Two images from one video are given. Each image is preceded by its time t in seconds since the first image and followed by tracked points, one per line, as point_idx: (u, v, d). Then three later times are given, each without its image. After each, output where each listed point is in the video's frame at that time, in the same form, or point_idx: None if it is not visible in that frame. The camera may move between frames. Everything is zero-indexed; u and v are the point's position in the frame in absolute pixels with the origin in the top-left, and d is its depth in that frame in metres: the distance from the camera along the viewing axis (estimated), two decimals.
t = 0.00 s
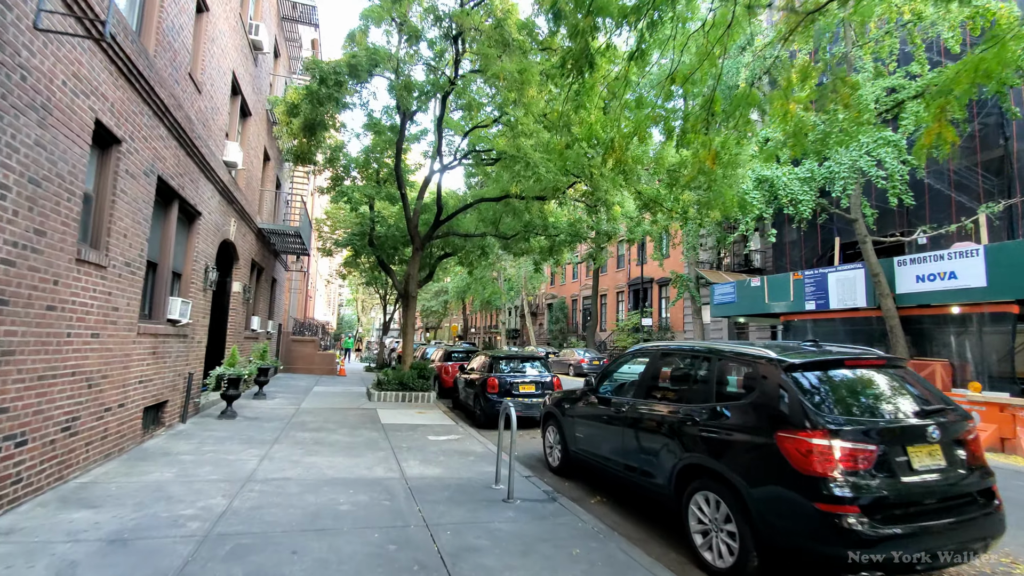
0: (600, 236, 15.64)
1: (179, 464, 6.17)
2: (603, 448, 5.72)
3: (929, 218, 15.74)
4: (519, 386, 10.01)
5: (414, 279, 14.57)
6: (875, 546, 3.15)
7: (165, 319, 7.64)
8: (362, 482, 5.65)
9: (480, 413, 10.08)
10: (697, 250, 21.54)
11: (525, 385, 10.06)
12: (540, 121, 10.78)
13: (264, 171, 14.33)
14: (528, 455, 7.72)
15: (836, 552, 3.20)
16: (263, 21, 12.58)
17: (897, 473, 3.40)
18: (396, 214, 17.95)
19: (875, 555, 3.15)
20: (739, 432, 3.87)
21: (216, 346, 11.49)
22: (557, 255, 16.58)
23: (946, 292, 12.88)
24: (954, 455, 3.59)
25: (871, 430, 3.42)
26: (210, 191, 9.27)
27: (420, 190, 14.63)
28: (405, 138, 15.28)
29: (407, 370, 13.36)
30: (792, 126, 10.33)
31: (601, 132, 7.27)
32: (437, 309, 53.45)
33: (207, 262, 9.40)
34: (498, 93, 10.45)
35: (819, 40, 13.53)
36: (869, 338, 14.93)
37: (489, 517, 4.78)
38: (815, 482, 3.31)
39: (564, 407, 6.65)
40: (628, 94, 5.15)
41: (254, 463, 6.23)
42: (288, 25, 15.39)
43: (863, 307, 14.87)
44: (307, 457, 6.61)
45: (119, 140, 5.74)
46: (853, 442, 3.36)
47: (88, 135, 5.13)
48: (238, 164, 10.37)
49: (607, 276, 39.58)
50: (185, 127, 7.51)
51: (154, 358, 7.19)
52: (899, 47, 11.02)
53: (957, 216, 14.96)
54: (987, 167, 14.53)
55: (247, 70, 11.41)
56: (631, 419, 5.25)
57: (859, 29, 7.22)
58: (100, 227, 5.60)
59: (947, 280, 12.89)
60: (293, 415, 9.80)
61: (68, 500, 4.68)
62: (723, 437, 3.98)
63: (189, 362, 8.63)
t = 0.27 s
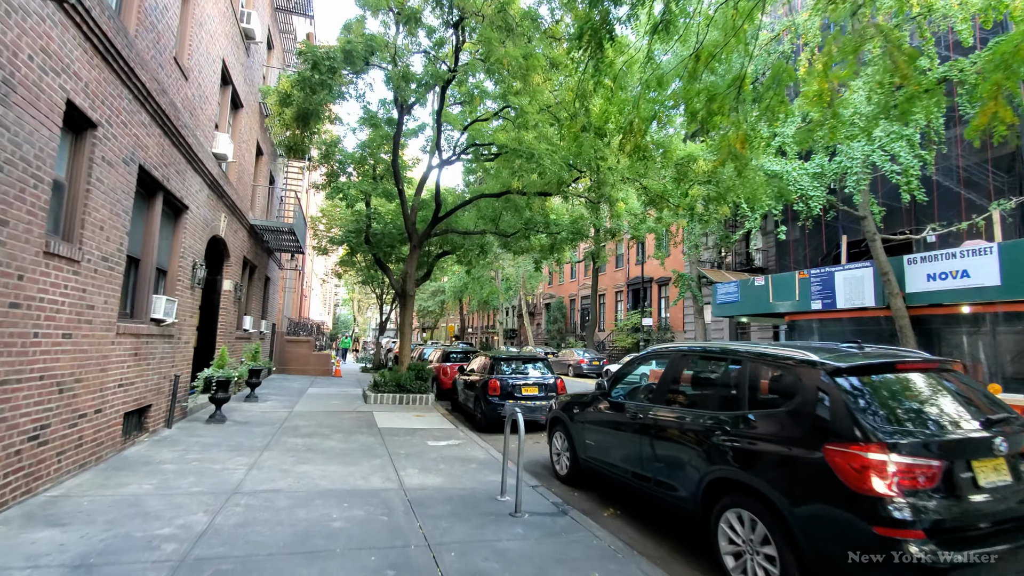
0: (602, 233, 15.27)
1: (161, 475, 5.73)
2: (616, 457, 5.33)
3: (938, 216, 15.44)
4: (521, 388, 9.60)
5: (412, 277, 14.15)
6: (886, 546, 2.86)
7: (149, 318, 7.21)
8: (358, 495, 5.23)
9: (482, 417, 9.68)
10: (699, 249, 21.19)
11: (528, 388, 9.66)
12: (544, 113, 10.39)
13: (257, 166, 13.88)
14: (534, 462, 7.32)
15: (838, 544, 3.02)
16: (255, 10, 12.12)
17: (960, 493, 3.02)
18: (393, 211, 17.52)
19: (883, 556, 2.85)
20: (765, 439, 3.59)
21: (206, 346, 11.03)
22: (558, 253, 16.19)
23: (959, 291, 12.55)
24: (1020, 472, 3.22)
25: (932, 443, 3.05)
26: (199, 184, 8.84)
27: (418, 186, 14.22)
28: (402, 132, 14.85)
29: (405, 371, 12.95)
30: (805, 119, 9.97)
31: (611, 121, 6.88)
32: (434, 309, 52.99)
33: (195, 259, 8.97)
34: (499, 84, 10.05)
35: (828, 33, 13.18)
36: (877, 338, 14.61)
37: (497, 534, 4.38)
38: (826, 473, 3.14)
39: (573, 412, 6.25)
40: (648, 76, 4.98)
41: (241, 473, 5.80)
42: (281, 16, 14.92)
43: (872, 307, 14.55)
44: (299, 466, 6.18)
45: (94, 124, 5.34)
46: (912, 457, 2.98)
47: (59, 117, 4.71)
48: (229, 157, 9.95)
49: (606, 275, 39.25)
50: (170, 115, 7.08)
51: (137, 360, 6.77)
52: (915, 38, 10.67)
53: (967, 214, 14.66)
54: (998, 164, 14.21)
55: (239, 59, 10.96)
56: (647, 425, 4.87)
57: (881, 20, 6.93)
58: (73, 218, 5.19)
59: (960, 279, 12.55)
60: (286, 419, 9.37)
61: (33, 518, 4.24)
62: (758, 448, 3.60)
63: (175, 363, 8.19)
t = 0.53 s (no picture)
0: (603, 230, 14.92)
1: (137, 486, 5.32)
2: (627, 465, 4.95)
3: (944, 214, 15.16)
4: (522, 390, 9.21)
5: (408, 276, 13.73)
6: (884, 546, 2.71)
7: (128, 318, 6.81)
8: (349, 507, 4.83)
9: (480, 421, 9.26)
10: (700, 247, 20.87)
11: (528, 390, 9.26)
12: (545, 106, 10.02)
13: (247, 160, 13.44)
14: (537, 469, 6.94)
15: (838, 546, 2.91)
16: None
17: None
18: (389, 208, 17.08)
19: (882, 555, 2.70)
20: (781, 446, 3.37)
21: (192, 347, 10.58)
22: (558, 251, 15.81)
23: (969, 290, 12.23)
24: None
25: (997, 457, 2.71)
26: (184, 176, 8.43)
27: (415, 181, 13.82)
28: (398, 127, 14.43)
29: (400, 372, 12.54)
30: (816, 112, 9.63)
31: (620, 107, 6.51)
32: (430, 309, 52.55)
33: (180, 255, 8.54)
34: (499, 74, 9.66)
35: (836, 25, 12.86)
36: (884, 338, 14.31)
37: (501, 551, 3.99)
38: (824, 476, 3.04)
39: (579, 417, 5.84)
40: (668, 54, 4.96)
41: (224, 484, 5.39)
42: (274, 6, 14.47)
43: (877, 306, 14.19)
44: (286, 476, 5.78)
45: (63, 106, 4.94)
46: (975, 474, 2.65)
47: (22, 95, 4.32)
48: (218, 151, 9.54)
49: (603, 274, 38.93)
50: (150, 100, 6.67)
51: (114, 361, 6.38)
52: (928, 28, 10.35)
53: (975, 211, 14.38)
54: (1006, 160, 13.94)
55: (228, 49, 10.53)
56: (663, 432, 4.48)
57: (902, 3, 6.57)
58: (40, 207, 4.78)
59: (970, 278, 12.24)
60: (276, 423, 8.96)
61: None
62: (794, 461, 3.23)
63: (157, 365, 7.77)
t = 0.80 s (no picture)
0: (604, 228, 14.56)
1: (108, 502, 4.88)
2: (642, 479, 4.59)
3: (952, 212, 14.88)
4: (523, 395, 8.82)
5: (404, 275, 13.31)
6: (884, 546, 2.63)
7: (103, 319, 6.39)
8: (339, 527, 4.40)
9: (479, 426, 8.86)
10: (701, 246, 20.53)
11: (530, 394, 8.87)
12: (547, 99, 9.64)
13: (237, 155, 12.98)
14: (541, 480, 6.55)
15: (838, 548, 2.87)
16: None
17: None
18: (384, 205, 16.64)
19: (882, 555, 2.63)
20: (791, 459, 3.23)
21: (177, 349, 10.11)
22: (557, 249, 15.44)
23: (980, 290, 11.94)
24: None
25: None
26: (167, 170, 7.99)
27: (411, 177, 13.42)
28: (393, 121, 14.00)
29: (396, 374, 12.12)
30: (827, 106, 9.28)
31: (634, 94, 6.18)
32: (426, 309, 52.08)
33: (163, 253, 8.11)
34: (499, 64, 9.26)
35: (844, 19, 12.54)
36: (891, 339, 14.00)
37: None
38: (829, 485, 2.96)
39: (587, 425, 5.45)
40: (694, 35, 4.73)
41: (203, 500, 4.95)
42: None
43: (885, 306, 13.93)
44: (272, 490, 5.34)
45: (25, 87, 4.50)
46: None
47: None
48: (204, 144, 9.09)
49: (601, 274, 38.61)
50: (126, 85, 6.23)
51: (86, 366, 5.95)
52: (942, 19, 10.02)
53: (983, 210, 14.09)
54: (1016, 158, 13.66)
55: (215, 37, 10.07)
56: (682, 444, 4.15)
57: None
58: None
59: (981, 277, 11.94)
60: (265, 429, 8.51)
61: None
62: (831, 483, 2.94)
63: (137, 368, 7.33)
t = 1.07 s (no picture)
0: (607, 225, 14.22)
1: (81, 515, 4.45)
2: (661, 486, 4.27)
3: (961, 209, 14.62)
4: (527, 396, 8.43)
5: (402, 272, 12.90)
6: (883, 546, 2.63)
7: (80, 315, 5.96)
8: (335, 542, 4.02)
9: (482, 429, 8.47)
10: (703, 244, 20.20)
11: (534, 395, 8.49)
12: (552, 88, 9.28)
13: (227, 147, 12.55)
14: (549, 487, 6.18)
15: (837, 549, 2.86)
16: None
17: None
18: (381, 201, 16.22)
19: (882, 555, 2.63)
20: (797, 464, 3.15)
21: (164, 348, 9.66)
22: (559, 246, 15.08)
23: (991, 288, 11.58)
24: None
25: None
26: (153, 159, 7.57)
27: (410, 171, 13.01)
28: (391, 114, 13.58)
29: (393, 374, 11.72)
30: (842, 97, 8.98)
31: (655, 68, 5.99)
32: (423, 308, 51.60)
33: (150, 245, 7.70)
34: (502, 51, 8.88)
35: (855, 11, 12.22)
36: (900, 338, 13.71)
37: None
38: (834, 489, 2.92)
39: (601, 429, 5.09)
40: None
41: (186, 513, 4.53)
42: None
43: (893, 305, 13.66)
44: (262, 500, 4.94)
45: None
46: None
47: None
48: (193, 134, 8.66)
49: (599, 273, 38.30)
50: (106, 64, 5.81)
51: (61, 366, 5.53)
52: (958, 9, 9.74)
53: (994, 206, 13.84)
54: None
55: (205, 22, 9.63)
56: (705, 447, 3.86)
57: None
58: None
59: (995, 275, 11.53)
60: (257, 432, 8.10)
61: None
62: (873, 494, 2.72)
63: (119, 369, 6.89)
